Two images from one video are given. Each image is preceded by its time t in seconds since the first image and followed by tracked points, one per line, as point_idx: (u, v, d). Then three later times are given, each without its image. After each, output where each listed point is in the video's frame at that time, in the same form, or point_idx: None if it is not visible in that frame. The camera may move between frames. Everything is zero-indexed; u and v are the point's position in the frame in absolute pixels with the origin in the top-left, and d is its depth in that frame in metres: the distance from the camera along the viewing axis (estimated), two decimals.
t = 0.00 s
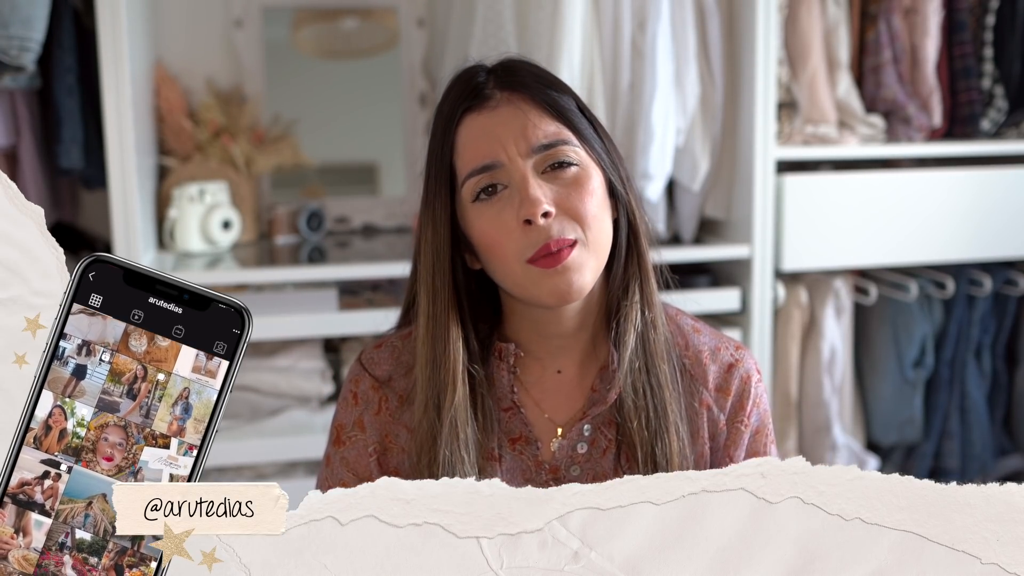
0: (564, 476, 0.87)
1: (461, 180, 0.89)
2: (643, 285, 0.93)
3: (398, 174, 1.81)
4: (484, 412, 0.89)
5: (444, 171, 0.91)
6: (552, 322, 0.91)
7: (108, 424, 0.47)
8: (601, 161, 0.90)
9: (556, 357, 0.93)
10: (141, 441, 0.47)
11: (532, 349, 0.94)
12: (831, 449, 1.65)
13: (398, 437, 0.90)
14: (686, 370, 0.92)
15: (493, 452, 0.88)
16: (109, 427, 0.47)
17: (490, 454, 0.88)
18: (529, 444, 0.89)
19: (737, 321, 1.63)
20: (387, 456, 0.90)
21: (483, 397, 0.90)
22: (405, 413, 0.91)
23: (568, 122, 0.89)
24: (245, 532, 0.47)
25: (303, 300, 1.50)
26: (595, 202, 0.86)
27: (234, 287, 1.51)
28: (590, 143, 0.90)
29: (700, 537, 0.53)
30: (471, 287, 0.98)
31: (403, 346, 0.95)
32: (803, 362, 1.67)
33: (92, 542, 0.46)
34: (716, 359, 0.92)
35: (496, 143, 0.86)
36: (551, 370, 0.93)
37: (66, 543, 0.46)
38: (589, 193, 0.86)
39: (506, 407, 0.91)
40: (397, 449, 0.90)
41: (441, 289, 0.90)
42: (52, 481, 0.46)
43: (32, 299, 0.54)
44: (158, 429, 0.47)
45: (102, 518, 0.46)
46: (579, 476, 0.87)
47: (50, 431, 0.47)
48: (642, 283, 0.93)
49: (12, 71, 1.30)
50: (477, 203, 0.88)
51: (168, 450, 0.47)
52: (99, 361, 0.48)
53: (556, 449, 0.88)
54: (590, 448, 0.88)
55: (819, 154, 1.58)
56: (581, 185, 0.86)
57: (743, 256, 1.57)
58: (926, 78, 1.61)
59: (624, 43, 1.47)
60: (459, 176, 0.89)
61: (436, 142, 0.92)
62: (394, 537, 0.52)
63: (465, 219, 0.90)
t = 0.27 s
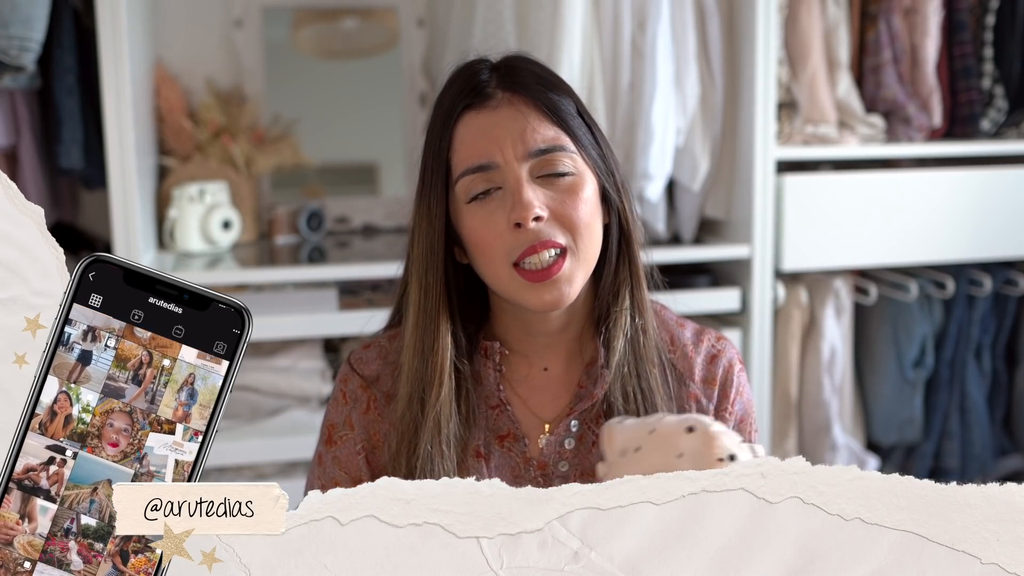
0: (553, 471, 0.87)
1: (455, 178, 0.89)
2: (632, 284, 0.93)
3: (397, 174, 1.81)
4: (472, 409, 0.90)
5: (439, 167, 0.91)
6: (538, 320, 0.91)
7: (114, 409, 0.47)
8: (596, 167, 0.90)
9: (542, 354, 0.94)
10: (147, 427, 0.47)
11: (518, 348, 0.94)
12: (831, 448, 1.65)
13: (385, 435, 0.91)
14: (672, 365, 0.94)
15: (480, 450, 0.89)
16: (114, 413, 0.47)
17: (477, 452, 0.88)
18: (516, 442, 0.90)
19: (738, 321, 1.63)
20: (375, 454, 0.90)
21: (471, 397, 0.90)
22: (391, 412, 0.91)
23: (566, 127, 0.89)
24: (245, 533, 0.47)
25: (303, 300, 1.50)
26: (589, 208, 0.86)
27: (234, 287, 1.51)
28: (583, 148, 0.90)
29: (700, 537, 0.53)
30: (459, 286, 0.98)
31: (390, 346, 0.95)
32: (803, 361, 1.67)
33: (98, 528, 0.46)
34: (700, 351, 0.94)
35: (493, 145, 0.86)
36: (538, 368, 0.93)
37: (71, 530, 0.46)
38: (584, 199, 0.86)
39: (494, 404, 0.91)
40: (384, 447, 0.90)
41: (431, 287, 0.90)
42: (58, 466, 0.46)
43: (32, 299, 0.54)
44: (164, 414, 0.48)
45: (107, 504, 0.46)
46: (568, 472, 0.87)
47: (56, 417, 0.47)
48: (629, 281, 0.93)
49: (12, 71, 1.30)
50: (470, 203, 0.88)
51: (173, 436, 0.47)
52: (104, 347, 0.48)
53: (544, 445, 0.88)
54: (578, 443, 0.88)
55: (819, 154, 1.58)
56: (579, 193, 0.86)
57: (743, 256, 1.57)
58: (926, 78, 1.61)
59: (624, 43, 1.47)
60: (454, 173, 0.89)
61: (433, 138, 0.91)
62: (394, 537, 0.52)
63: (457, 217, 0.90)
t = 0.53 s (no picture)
0: (551, 470, 0.88)
1: (449, 181, 0.89)
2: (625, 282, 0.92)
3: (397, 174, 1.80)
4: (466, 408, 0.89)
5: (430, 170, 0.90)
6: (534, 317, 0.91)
7: (118, 398, 0.47)
8: (586, 164, 0.91)
9: (539, 352, 0.93)
10: (151, 415, 0.47)
11: (513, 345, 0.94)
12: (831, 448, 1.65)
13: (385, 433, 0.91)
14: (668, 360, 0.93)
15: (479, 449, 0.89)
16: (119, 401, 0.47)
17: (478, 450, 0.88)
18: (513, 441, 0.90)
19: (737, 321, 1.63)
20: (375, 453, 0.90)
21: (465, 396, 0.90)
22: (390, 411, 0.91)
23: (555, 126, 0.89)
24: (245, 533, 0.47)
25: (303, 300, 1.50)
26: (582, 206, 0.86)
27: (235, 287, 1.51)
28: (574, 144, 0.90)
29: (700, 537, 0.53)
30: (455, 286, 0.98)
31: (389, 344, 0.95)
32: (803, 361, 1.68)
33: (102, 516, 0.46)
34: (698, 346, 0.94)
35: (484, 146, 0.86)
36: (534, 367, 0.93)
37: (76, 519, 0.46)
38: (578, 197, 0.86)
39: (492, 403, 0.91)
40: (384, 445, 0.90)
41: (424, 287, 0.90)
42: (62, 455, 0.46)
43: (32, 299, 0.54)
44: (168, 403, 0.48)
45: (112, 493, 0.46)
46: (565, 470, 0.88)
47: (60, 404, 0.47)
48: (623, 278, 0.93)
49: (12, 71, 1.30)
50: (464, 204, 0.88)
51: (178, 424, 0.47)
52: (109, 335, 0.48)
53: (541, 443, 0.89)
54: (575, 441, 0.89)
55: (819, 154, 1.58)
56: (572, 189, 0.86)
57: (742, 256, 1.57)
58: (926, 78, 1.62)
59: (624, 43, 1.47)
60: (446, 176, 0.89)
61: (423, 140, 0.91)
62: (394, 536, 0.52)
63: (451, 220, 0.90)
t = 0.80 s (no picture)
0: (549, 466, 0.89)
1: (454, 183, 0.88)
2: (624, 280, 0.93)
3: (397, 173, 1.80)
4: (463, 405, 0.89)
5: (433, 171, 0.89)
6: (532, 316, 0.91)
7: (120, 394, 0.47)
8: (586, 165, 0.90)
9: (534, 350, 0.93)
10: (153, 412, 0.47)
11: (509, 343, 0.94)
12: (831, 448, 1.65)
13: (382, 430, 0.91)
14: (664, 357, 0.93)
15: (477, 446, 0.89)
16: (120, 398, 0.47)
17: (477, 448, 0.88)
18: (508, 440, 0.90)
19: (737, 321, 1.63)
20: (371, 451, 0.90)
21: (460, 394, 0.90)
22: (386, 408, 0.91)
23: (561, 131, 0.89)
24: (245, 533, 0.47)
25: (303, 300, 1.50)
26: (584, 214, 0.86)
27: (234, 287, 1.51)
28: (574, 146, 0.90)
29: (700, 537, 0.53)
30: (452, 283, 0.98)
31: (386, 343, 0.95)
32: (803, 361, 1.68)
33: (104, 513, 0.46)
34: (693, 342, 0.94)
35: (490, 151, 0.85)
36: (531, 365, 0.93)
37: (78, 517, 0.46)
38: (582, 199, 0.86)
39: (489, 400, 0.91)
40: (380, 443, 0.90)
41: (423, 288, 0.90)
42: (64, 451, 0.46)
43: (32, 299, 0.54)
44: (169, 399, 0.48)
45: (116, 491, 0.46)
46: (564, 466, 0.89)
47: (61, 401, 0.47)
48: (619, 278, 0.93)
49: (12, 71, 1.30)
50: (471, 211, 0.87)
51: (179, 421, 0.47)
52: (110, 332, 0.48)
53: (540, 440, 0.89)
54: (573, 438, 0.89)
55: (819, 154, 1.57)
56: (576, 196, 0.86)
57: (742, 256, 1.57)
58: (926, 78, 1.62)
59: (624, 43, 1.47)
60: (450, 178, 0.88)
61: (426, 141, 0.90)
62: (394, 536, 0.52)
63: (456, 224, 0.89)
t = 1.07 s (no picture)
0: (543, 461, 0.89)
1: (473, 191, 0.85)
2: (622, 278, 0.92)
3: (397, 173, 1.80)
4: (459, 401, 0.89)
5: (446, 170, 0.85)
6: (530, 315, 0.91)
7: (120, 394, 0.47)
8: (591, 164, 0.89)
9: (531, 349, 0.93)
10: (153, 412, 0.47)
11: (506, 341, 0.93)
12: (831, 448, 1.65)
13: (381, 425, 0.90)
14: (653, 353, 0.95)
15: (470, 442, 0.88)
16: (120, 398, 0.47)
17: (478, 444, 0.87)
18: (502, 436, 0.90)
19: (737, 321, 1.63)
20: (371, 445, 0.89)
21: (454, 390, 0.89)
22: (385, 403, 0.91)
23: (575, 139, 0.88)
24: (245, 533, 0.47)
25: (302, 300, 1.50)
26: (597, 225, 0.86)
27: (234, 287, 1.51)
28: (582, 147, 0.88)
29: (700, 537, 0.53)
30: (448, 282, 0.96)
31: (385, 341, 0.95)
32: (803, 361, 1.67)
33: (104, 513, 0.46)
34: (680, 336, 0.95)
35: (518, 163, 0.83)
36: (524, 362, 0.93)
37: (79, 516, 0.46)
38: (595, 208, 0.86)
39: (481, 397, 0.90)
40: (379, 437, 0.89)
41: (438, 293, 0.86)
42: (64, 451, 0.46)
43: (32, 299, 0.54)
44: (169, 399, 0.48)
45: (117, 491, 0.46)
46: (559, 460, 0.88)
47: (61, 401, 0.47)
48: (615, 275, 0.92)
49: (11, 71, 1.30)
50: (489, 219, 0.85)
51: (179, 421, 0.47)
52: (110, 331, 0.48)
53: (534, 436, 0.89)
54: (566, 433, 0.89)
55: (819, 154, 1.57)
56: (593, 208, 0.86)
57: (742, 256, 1.57)
58: (926, 78, 1.62)
59: (624, 43, 1.47)
60: (471, 185, 0.85)
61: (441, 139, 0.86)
62: (394, 537, 0.52)
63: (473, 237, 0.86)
